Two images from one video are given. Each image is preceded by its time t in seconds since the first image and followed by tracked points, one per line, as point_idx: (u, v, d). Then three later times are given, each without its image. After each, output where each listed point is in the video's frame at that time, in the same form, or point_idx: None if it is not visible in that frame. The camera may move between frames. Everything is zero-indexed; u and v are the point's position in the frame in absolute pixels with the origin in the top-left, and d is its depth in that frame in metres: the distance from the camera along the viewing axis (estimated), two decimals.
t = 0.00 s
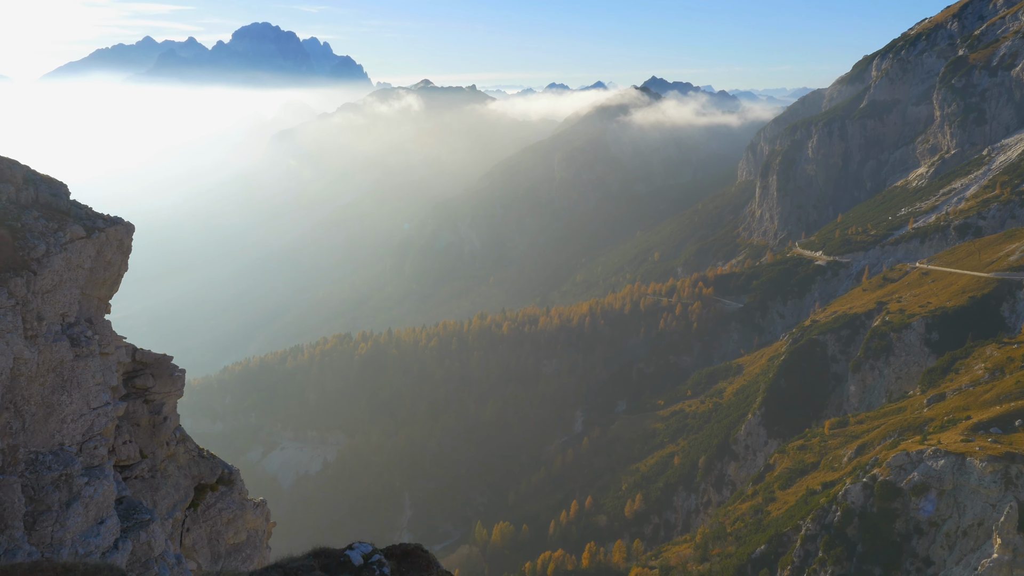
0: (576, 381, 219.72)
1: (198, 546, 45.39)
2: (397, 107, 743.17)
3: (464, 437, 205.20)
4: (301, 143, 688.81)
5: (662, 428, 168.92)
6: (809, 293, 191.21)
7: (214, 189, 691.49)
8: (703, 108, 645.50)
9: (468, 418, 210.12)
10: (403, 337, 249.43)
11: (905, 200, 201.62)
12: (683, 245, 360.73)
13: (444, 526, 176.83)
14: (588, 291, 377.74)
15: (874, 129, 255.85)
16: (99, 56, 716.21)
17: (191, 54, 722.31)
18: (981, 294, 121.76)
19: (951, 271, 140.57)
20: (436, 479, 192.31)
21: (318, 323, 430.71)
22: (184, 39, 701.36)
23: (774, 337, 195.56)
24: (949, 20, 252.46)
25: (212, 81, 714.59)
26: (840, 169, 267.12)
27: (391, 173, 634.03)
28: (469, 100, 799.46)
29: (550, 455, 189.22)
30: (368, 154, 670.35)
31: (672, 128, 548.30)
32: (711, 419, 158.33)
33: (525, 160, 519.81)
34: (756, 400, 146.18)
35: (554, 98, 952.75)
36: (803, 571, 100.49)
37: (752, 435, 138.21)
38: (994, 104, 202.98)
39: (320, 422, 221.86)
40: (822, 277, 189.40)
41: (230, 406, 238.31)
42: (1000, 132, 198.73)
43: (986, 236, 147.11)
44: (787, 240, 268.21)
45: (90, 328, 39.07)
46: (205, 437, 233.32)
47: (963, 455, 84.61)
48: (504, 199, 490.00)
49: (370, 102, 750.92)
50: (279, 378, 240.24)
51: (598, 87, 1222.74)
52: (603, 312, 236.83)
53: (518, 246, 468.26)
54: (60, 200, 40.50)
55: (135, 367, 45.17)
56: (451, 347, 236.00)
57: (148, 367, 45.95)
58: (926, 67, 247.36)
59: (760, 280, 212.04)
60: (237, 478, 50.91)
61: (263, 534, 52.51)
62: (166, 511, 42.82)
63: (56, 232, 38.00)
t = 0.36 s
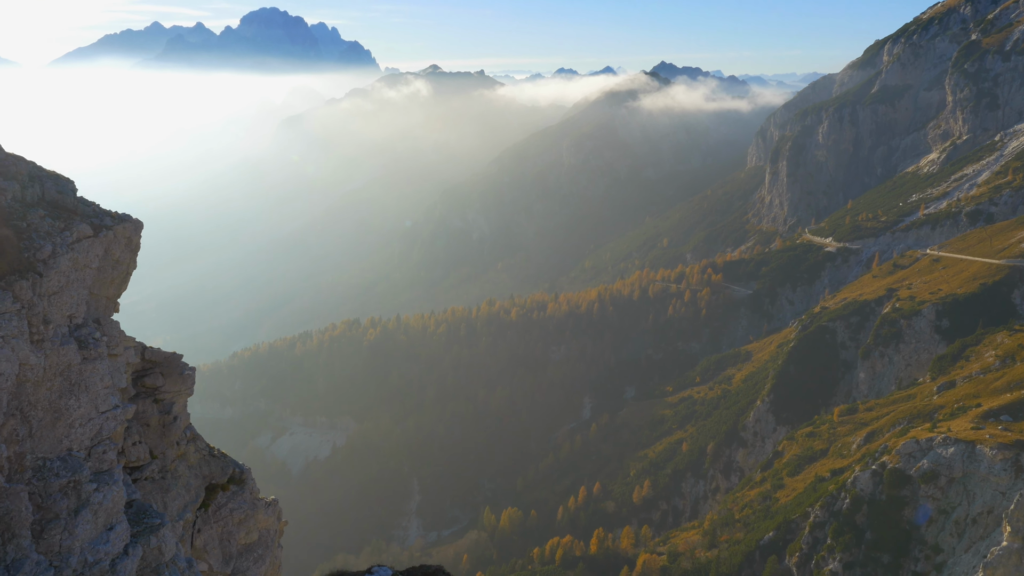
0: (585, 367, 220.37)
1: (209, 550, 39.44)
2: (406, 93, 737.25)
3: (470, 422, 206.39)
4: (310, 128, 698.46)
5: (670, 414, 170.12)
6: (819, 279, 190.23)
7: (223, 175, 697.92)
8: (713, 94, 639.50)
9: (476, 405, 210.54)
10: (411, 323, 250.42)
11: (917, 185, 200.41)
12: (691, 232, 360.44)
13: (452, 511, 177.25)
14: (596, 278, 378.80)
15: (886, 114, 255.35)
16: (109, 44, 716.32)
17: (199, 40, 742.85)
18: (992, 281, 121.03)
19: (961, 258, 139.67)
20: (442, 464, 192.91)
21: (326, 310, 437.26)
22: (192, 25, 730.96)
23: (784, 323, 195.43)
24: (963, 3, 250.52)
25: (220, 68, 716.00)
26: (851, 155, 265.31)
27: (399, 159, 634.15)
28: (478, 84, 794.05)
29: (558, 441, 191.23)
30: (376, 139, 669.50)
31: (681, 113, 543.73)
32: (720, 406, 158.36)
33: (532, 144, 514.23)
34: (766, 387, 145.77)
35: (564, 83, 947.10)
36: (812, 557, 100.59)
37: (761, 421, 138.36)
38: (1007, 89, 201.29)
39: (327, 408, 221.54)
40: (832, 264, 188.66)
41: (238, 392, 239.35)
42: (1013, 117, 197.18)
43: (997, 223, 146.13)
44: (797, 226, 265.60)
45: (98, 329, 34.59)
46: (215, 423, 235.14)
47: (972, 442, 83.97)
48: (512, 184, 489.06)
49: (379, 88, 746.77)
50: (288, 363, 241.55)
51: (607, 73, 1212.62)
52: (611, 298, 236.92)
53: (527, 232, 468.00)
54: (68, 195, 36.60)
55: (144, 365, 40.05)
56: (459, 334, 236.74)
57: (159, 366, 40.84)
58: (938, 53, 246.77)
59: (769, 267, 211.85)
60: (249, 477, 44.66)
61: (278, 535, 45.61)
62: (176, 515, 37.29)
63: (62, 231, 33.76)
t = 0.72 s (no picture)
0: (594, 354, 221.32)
1: (221, 551, 39.76)
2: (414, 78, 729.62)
3: (479, 407, 206.39)
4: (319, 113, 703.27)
5: (678, 401, 170.96)
6: (829, 266, 190.10)
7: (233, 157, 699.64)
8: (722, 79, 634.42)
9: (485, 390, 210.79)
10: (419, 309, 250.70)
11: (928, 172, 199.29)
12: (701, 218, 359.78)
13: (460, 497, 179.10)
14: (604, 264, 378.49)
15: (897, 100, 254.93)
16: (118, 28, 704.89)
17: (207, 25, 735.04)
18: (1004, 268, 120.04)
19: (972, 245, 138.83)
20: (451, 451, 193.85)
21: (335, 296, 439.99)
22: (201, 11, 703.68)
23: (793, 310, 195.23)
24: None
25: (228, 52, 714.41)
26: (861, 141, 263.93)
27: (407, 145, 633.91)
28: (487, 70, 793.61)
29: (567, 428, 192.91)
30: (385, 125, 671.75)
31: (690, 99, 540.43)
32: (728, 392, 158.61)
33: (540, 130, 509.92)
34: (774, 374, 145.66)
35: (572, 68, 943.25)
36: (819, 545, 100.42)
37: (769, 409, 137.70)
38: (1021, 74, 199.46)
39: (337, 393, 222.73)
40: (842, 251, 188.04)
41: (248, 377, 239.75)
42: None
43: (1011, 209, 144.90)
44: (806, 212, 266.22)
45: (106, 331, 33.86)
46: (224, 409, 235.05)
47: (982, 431, 83.37)
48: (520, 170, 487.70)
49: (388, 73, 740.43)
50: (296, 349, 241.78)
51: (617, 59, 1200.36)
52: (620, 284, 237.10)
53: (535, 219, 467.85)
54: (74, 194, 35.72)
55: (153, 364, 39.25)
56: (467, 320, 236.60)
57: (168, 364, 40.01)
58: (950, 37, 245.01)
59: (779, 254, 211.13)
60: (260, 477, 44.85)
61: (289, 535, 46.44)
62: (186, 519, 37.04)
63: (69, 230, 33.12)
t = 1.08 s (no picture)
0: (602, 341, 221.45)
1: (231, 554, 37.71)
2: (422, 64, 737.26)
3: (488, 396, 207.55)
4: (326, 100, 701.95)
5: (687, 388, 170.98)
6: (838, 254, 188.83)
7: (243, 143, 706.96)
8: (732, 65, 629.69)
9: (494, 378, 211.18)
10: (427, 296, 249.92)
11: (940, 159, 198.00)
12: (710, 205, 358.72)
13: (468, 483, 178.33)
14: (613, 251, 379.56)
15: (907, 86, 252.77)
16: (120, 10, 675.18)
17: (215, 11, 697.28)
18: (1015, 256, 119.24)
19: (984, 233, 137.95)
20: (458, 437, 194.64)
21: (343, 283, 443.12)
22: None
23: (802, 298, 194.27)
24: None
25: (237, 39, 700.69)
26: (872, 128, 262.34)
27: (415, 131, 633.97)
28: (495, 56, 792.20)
29: (574, 415, 193.68)
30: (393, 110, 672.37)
31: (699, 84, 537.89)
32: (736, 380, 158.33)
33: (549, 116, 508.04)
34: (783, 362, 145.25)
35: (581, 54, 940.74)
36: (827, 533, 100.43)
37: (777, 397, 137.89)
38: None
39: (345, 381, 223.70)
40: (852, 239, 187.30)
41: (257, 363, 240.52)
42: None
43: None
44: (816, 199, 265.28)
45: (115, 333, 31.92)
46: (233, 394, 235.61)
47: (993, 420, 82.66)
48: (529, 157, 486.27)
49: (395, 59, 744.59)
50: (304, 336, 241.64)
51: (625, 43, 1192.05)
52: (628, 271, 237.02)
53: (544, 207, 467.96)
54: (82, 191, 33.42)
55: (162, 363, 37.16)
56: (475, 307, 235.49)
57: (177, 365, 37.89)
58: (963, 23, 243.69)
59: (789, 241, 210.05)
60: (272, 477, 42.41)
61: (302, 534, 44.06)
62: (197, 523, 34.93)
63: (76, 231, 31.02)
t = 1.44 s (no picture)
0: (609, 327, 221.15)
1: (241, 557, 38.41)
2: (429, 49, 739.99)
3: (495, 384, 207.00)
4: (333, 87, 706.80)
5: (694, 375, 171.34)
6: (847, 242, 188.08)
7: (250, 129, 716.56)
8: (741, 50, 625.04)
9: (500, 364, 211.44)
10: (434, 282, 250.11)
11: (950, 146, 196.85)
12: (718, 190, 357.41)
13: (474, 469, 183.74)
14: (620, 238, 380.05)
15: (917, 73, 252.09)
16: None
17: None
18: None
19: (993, 221, 137.27)
20: (464, 423, 197.21)
21: (350, 270, 445.87)
22: None
23: (809, 286, 193.77)
24: None
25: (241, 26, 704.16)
26: (882, 114, 260.36)
27: (423, 117, 633.25)
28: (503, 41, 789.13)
29: (581, 402, 194.56)
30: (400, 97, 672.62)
31: (709, 71, 535.09)
32: (743, 368, 158.18)
33: (557, 102, 506.92)
34: (790, 349, 145.04)
35: (589, 39, 934.96)
36: (835, 521, 100.26)
37: (784, 384, 137.63)
38: None
39: (351, 366, 224.58)
40: (860, 226, 186.12)
41: (264, 348, 241.56)
42: None
43: None
44: (825, 186, 260.64)
45: (119, 338, 32.01)
46: (242, 379, 237.24)
47: (1001, 409, 82.22)
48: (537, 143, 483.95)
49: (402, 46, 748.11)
50: (312, 322, 243.26)
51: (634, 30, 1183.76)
52: (635, 258, 234.82)
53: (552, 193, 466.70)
54: (86, 193, 34.21)
55: (170, 365, 38.14)
56: (483, 293, 235.55)
57: (185, 366, 38.91)
58: (975, 9, 243.99)
59: (797, 229, 209.03)
60: (281, 479, 43.68)
61: (310, 535, 45.03)
62: (207, 526, 35.61)
63: (80, 235, 31.42)
